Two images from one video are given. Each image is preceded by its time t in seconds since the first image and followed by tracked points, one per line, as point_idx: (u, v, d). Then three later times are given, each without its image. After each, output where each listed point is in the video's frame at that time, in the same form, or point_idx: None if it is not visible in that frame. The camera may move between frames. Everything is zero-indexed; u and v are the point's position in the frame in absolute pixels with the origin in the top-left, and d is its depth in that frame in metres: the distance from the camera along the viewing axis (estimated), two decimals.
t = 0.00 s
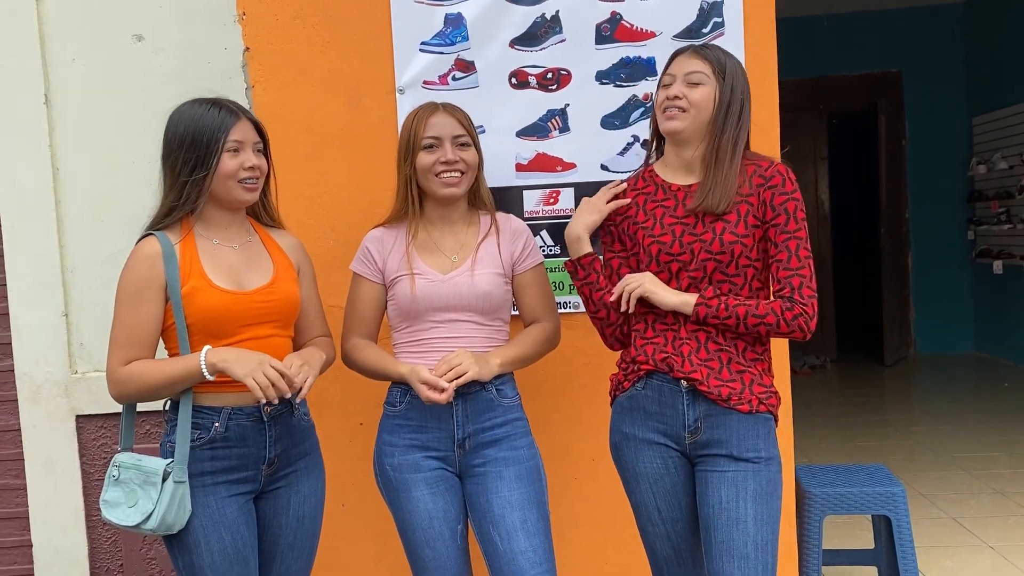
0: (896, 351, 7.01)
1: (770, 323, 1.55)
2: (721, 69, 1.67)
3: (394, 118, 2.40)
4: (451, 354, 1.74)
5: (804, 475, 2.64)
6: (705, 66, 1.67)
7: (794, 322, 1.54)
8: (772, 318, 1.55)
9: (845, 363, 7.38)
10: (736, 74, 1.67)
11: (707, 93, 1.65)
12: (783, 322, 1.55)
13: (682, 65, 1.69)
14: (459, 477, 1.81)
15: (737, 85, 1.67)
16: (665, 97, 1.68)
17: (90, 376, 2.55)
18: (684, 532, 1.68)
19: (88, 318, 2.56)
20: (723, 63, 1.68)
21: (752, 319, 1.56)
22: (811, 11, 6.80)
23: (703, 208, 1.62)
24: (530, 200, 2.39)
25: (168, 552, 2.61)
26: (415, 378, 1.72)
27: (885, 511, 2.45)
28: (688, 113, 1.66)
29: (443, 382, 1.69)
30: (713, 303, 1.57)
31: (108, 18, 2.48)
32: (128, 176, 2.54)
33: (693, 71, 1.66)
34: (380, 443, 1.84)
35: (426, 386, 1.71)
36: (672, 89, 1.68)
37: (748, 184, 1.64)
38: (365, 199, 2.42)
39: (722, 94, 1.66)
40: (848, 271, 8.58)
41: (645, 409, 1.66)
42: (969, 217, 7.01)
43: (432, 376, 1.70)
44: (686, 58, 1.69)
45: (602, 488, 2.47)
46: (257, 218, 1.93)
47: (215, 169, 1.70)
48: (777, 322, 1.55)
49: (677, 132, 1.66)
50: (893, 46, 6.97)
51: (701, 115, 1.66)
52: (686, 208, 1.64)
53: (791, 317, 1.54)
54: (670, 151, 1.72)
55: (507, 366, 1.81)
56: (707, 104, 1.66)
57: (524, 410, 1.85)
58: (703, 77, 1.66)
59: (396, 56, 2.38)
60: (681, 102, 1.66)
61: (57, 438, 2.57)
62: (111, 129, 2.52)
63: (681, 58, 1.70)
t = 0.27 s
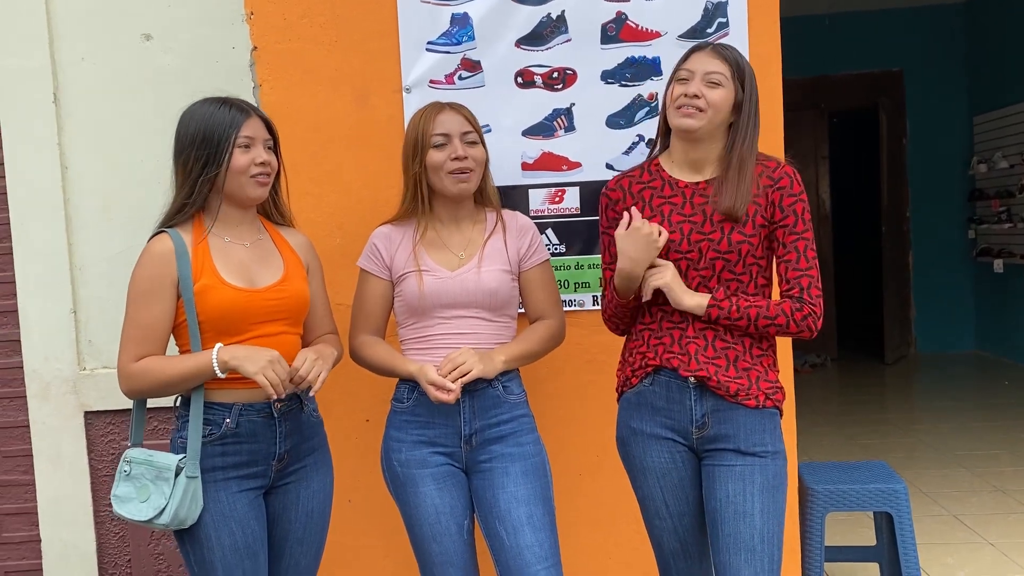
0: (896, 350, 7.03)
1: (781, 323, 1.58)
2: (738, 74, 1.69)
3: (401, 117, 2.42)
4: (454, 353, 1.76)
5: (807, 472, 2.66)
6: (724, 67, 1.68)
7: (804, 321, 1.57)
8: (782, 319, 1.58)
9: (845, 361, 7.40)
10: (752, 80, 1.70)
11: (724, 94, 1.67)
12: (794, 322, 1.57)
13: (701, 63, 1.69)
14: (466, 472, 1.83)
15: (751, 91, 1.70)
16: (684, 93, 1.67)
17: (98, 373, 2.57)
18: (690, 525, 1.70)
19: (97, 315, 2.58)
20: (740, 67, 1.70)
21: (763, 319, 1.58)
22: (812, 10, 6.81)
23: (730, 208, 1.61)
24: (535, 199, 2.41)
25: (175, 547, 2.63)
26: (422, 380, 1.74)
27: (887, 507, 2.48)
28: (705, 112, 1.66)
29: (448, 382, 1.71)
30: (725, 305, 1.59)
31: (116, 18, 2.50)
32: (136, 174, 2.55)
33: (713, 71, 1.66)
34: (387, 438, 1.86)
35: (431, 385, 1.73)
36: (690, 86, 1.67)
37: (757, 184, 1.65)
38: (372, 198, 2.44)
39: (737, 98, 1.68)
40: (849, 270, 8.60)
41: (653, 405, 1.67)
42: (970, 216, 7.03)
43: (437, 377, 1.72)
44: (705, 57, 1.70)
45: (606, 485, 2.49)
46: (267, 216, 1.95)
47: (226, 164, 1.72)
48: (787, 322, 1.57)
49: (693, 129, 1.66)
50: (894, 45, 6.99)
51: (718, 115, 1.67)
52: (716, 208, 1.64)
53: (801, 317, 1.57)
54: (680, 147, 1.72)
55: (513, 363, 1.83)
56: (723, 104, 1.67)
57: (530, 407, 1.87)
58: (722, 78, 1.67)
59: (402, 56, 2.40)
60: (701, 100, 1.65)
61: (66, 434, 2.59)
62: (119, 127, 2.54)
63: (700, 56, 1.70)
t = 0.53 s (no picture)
0: (896, 348, 7.06)
1: (792, 318, 1.62)
2: (736, 75, 1.72)
3: (407, 115, 2.44)
4: (464, 348, 1.78)
5: (808, 468, 2.69)
6: (724, 69, 1.71)
7: (812, 315, 1.62)
8: (794, 313, 1.61)
9: (845, 359, 7.43)
10: (750, 82, 1.73)
11: (725, 96, 1.69)
12: (803, 316, 1.62)
13: (702, 65, 1.71)
14: (473, 466, 1.85)
15: (748, 93, 1.73)
16: (686, 95, 1.69)
17: (106, 368, 2.59)
18: (696, 519, 1.73)
19: (105, 311, 2.60)
20: (739, 68, 1.72)
21: (775, 314, 1.61)
22: (813, 9, 6.84)
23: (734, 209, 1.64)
24: (540, 197, 2.44)
25: (183, 541, 2.66)
26: (431, 375, 1.77)
27: (888, 503, 2.51)
28: (708, 116, 1.68)
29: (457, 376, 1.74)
30: (746, 300, 1.60)
31: (125, 16, 2.52)
32: (145, 172, 2.58)
33: (714, 73, 1.69)
34: (395, 433, 1.89)
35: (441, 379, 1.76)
36: (691, 88, 1.69)
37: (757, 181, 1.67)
38: (379, 195, 2.46)
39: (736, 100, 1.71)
40: (849, 269, 8.63)
41: (659, 401, 1.70)
42: (969, 215, 7.06)
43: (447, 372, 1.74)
44: (705, 59, 1.72)
45: (610, 480, 2.52)
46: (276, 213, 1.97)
47: (238, 161, 1.75)
48: (797, 316, 1.61)
49: (696, 132, 1.69)
50: (894, 44, 7.01)
51: (719, 117, 1.69)
52: (722, 207, 1.66)
53: (810, 311, 1.62)
54: (682, 147, 1.75)
55: (520, 358, 1.86)
56: (724, 106, 1.70)
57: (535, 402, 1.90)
58: (722, 80, 1.69)
59: (409, 54, 2.42)
60: (703, 102, 1.68)
61: (75, 429, 2.62)
62: (127, 125, 2.56)
63: (701, 57, 1.72)
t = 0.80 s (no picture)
0: (895, 347, 7.09)
1: (795, 312, 1.65)
2: (721, 68, 1.72)
3: (411, 114, 2.46)
4: (470, 347, 1.81)
5: (806, 464, 2.72)
6: (706, 65, 1.72)
7: (812, 310, 1.66)
8: (797, 307, 1.64)
9: (844, 358, 7.46)
10: (737, 72, 1.72)
11: (707, 92, 1.70)
12: (805, 311, 1.65)
13: (684, 64, 1.73)
14: (477, 462, 1.88)
15: (736, 83, 1.72)
16: (668, 96, 1.73)
17: (112, 364, 2.62)
18: (694, 514, 1.76)
19: (111, 308, 2.63)
20: (723, 61, 1.72)
21: (779, 308, 1.64)
22: (813, 9, 6.86)
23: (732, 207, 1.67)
24: (542, 195, 2.46)
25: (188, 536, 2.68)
26: (437, 372, 1.79)
27: (886, 499, 2.54)
28: (688, 112, 1.71)
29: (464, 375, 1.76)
30: (755, 294, 1.62)
31: (131, 15, 2.55)
32: (150, 170, 2.60)
33: (693, 71, 1.71)
34: (400, 429, 1.91)
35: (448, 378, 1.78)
36: (673, 89, 1.72)
37: (755, 179, 1.69)
38: (382, 193, 2.49)
39: (721, 93, 1.71)
40: (848, 268, 8.65)
41: (658, 398, 1.73)
42: (969, 214, 7.09)
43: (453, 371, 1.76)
44: (688, 57, 1.74)
45: (611, 475, 2.54)
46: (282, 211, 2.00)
47: (245, 159, 1.77)
48: (799, 311, 1.65)
49: (682, 131, 1.72)
50: (894, 44, 7.03)
51: (704, 113, 1.71)
52: (711, 203, 1.69)
53: (811, 306, 1.66)
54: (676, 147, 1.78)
55: (524, 355, 1.88)
56: (708, 102, 1.71)
57: (539, 398, 1.92)
58: (703, 76, 1.71)
59: (413, 54, 2.44)
60: (684, 101, 1.70)
61: (81, 424, 2.64)
62: (134, 123, 2.58)
63: (683, 56, 1.75)
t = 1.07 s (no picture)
0: (893, 345, 7.12)
1: (792, 311, 1.65)
2: (711, 68, 1.74)
3: (413, 113, 2.49)
4: (471, 343, 1.83)
5: (804, 461, 2.74)
6: (694, 65, 1.74)
7: (812, 309, 1.65)
8: (795, 306, 1.64)
9: (843, 356, 7.49)
10: (727, 72, 1.73)
11: (694, 91, 1.73)
12: (804, 310, 1.65)
13: (674, 66, 1.77)
14: (480, 458, 1.90)
15: (726, 82, 1.73)
16: (656, 97, 1.77)
17: (116, 361, 2.64)
18: (686, 509, 1.78)
19: (115, 305, 2.65)
20: (714, 61, 1.74)
21: (776, 307, 1.64)
22: (813, 9, 6.88)
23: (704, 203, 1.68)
24: (543, 194, 2.48)
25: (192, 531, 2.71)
26: (440, 368, 1.80)
27: (883, 495, 2.56)
28: (675, 113, 1.74)
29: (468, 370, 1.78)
30: (747, 292, 1.63)
31: (136, 15, 2.57)
32: (154, 168, 2.62)
33: (680, 72, 1.74)
34: (404, 425, 1.93)
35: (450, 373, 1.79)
36: (662, 90, 1.77)
37: (751, 179, 1.69)
38: (385, 192, 2.51)
39: (710, 93, 1.73)
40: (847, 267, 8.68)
41: (651, 394, 1.76)
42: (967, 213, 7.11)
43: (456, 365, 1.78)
44: (680, 59, 1.77)
45: (611, 471, 2.57)
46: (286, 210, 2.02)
47: (251, 158, 1.79)
48: (798, 310, 1.65)
49: (670, 131, 1.75)
50: (893, 43, 7.05)
51: (691, 112, 1.73)
52: (691, 202, 1.72)
53: (811, 305, 1.65)
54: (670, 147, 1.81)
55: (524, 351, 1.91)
56: (696, 102, 1.73)
57: (541, 395, 1.95)
58: (691, 76, 1.73)
59: (415, 54, 2.46)
60: (670, 101, 1.74)
61: (86, 420, 2.67)
62: (138, 122, 2.60)
63: (675, 58, 1.78)
